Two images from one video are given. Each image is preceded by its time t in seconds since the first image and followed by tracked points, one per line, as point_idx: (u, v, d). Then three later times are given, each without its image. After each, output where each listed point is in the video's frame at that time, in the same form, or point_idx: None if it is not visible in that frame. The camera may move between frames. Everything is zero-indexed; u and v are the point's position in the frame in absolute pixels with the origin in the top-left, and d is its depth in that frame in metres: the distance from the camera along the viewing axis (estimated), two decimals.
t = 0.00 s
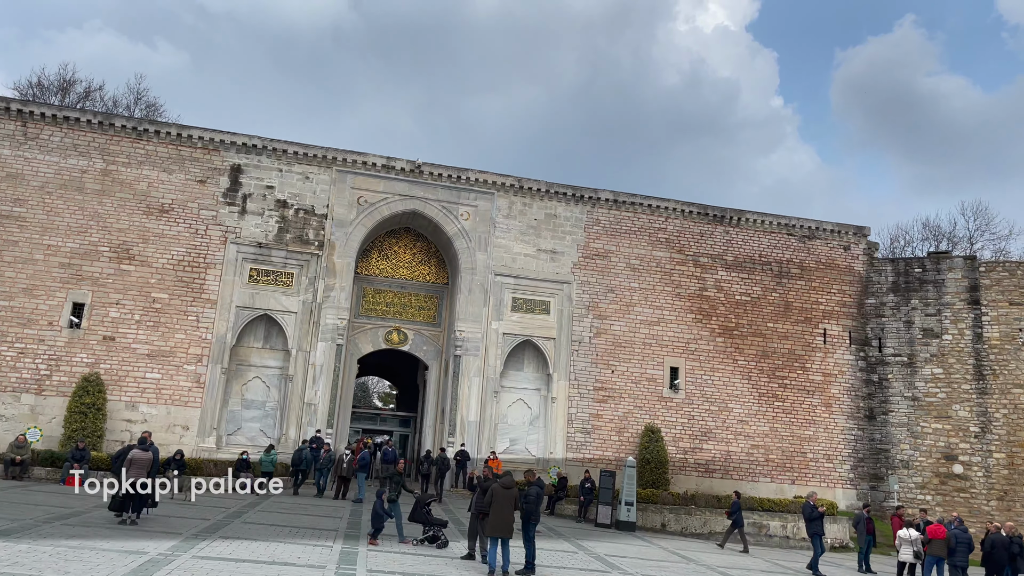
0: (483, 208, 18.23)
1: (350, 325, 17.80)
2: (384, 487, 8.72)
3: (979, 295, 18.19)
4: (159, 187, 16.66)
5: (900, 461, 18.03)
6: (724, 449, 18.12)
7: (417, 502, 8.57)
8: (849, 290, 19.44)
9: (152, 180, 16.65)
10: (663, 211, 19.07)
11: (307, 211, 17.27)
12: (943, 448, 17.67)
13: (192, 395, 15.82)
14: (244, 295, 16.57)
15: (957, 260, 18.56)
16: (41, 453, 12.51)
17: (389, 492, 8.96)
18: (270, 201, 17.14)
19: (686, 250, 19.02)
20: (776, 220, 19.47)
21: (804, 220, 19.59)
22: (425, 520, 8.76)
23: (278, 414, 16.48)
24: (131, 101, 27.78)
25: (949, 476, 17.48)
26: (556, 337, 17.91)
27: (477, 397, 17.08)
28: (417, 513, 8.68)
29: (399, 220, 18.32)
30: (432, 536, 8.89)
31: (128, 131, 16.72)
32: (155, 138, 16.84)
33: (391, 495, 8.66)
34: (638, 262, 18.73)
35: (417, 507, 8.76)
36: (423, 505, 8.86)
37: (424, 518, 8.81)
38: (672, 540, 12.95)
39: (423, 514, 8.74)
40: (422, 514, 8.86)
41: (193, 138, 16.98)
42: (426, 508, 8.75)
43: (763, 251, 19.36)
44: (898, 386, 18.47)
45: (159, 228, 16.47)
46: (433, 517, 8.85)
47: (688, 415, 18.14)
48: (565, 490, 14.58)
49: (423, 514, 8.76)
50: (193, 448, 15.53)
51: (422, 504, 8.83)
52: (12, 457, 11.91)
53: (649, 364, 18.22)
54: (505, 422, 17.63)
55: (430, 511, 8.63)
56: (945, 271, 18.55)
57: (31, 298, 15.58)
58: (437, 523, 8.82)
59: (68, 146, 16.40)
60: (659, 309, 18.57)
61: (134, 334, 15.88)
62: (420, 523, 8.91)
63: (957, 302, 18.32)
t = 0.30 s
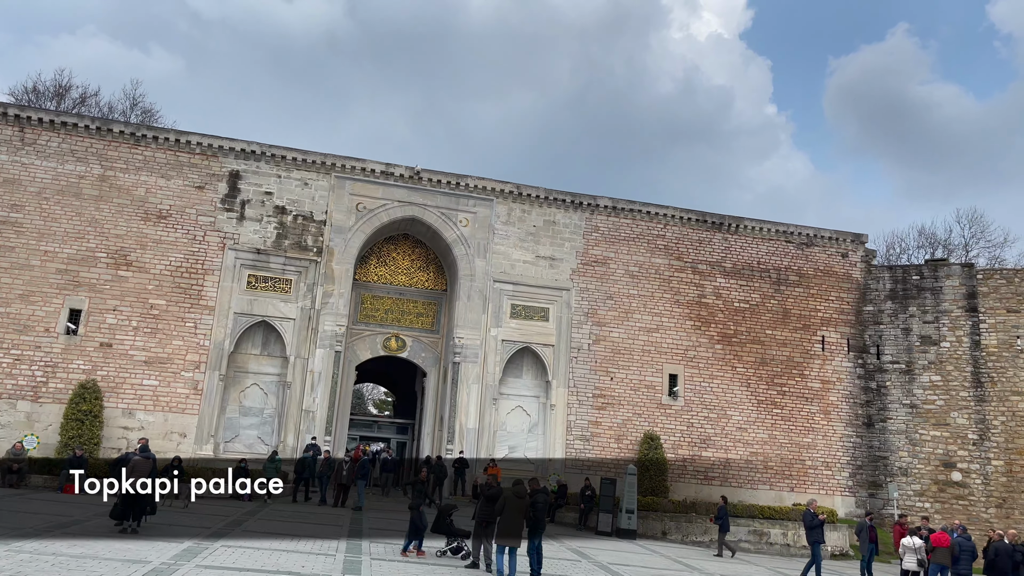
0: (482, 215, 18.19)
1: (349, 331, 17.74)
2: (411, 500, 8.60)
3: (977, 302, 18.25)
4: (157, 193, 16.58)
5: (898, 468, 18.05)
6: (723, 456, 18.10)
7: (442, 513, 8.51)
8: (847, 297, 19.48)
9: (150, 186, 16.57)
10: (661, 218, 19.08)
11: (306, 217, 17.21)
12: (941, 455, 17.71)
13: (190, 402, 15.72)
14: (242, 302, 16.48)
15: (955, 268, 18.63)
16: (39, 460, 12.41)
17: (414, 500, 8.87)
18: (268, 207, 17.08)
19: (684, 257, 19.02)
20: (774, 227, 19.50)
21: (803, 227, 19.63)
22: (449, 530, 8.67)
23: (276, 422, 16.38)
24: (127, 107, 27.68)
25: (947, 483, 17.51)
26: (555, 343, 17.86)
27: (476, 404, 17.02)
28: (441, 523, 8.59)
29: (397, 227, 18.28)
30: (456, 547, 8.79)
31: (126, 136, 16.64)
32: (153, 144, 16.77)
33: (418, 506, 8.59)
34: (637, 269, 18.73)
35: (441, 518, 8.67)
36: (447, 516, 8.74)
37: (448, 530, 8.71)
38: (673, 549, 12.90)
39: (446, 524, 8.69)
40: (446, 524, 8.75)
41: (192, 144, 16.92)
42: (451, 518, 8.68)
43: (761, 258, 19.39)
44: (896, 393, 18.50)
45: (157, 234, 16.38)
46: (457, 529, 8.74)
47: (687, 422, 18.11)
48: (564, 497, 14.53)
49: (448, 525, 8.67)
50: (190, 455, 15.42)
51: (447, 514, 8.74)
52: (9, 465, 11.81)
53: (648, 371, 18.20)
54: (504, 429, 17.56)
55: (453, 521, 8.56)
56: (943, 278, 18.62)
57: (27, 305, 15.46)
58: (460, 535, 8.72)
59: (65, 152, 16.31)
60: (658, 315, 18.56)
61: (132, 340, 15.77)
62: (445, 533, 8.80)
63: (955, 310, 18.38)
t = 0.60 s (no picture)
0: (479, 218, 18.17)
1: (346, 335, 17.68)
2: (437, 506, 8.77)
3: (973, 307, 18.31)
4: (154, 196, 16.50)
5: (895, 472, 18.09)
6: (721, 460, 18.09)
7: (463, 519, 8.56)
8: (844, 301, 19.53)
9: (146, 189, 16.49)
10: (659, 222, 19.10)
11: (303, 220, 17.16)
12: (938, 459, 17.76)
13: (186, 406, 15.63)
14: (239, 305, 16.40)
15: (951, 273, 18.71)
16: (35, 465, 12.33)
17: (434, 509, 8.98)
18: (266, 210, 17.01)
19: (682, 261, 19.04)
20: (771, 231, 19.55)
21: (800, 231, 19.67)
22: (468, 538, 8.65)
23: (273, 426, 16.30)
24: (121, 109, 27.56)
25: (944, 488, 17.56)
26: (553, 347, 17.84)
27: (474, 409, 16.97)
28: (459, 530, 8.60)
29: (395, 231, 18.23)
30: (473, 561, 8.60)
31: (123, 139, 16.56)
32: (149, 147, 16.69)
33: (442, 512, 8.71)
34: (635, 273, 18.73)
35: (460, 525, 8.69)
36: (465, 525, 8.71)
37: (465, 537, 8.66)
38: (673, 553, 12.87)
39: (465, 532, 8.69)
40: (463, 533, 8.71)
41: (189, 147, 16.85)
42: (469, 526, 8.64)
43: (759, 262, 19.42)
44: (893, 397, 18.55)
45: (154, 237, 16.30)
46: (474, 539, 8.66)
47: (685, 426, 18.11)
48: (564, 502, 14.50)
49: (466, 533, 8.65)
50: (186, 460, 15.32)
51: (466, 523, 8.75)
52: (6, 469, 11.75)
53: (646, 375, 18.19)
54: (502, 434, 17.51)
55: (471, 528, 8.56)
56: (939, 282, 18.70)
57: (22, 308, 15.35)
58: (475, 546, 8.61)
59: (61, 154, 16.22)
60: (656, 319, 18.56)
61: (128, 344, 15.67)
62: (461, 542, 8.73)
63: (952, 314, 18.44)
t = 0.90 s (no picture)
0: (477, 220, 18.15)
1: (343, 337, 17.63)
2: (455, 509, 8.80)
3: (970, 309, 18.38)
4: (150, 198, 16.44)
5: (892, 474, 18.12)
6: (719, 462, 18.10)
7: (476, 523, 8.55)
8: (841, 303, 19.56)
9: (143, 190, 16.42)
10: (657, 224, 19.11)
11: (301, 222, 17.11)
12: (935, 461, 17.82)
13: (183, 409, 15.57)
14: (236, 307, 16.35)
15: (948, 274, 18.78)
16: (32, 468, 12.26)
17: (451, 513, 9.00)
18: (263, 212, 16.96)
19: (680, 263, 19.05)
20: (769, 233, 19.58)
21: (797, 233, 19.71)
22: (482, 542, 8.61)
23: (270, 428, 16.25)
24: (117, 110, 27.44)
25: (941, 489, 17.61)
26: (551, 349, 17.82)
27: (472, 411, 16.95)
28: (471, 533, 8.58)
29: (393, 232, 18.20)
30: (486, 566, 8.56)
31: (120, 140, 16.49)
32: (146, 149, 16.63)
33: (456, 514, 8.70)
34: (633, 274, 18.73)
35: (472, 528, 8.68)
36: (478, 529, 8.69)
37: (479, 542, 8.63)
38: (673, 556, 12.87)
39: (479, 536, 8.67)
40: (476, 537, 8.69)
41: (186, 148, 16.79)
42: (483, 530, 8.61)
43: (756, 264, 19.44)
44: (891, 399, 18.59)
45: (151, 239, 16.24)
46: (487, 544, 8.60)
47: (683, 428, 18.11)
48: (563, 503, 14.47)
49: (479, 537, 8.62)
50: (183, 462, 15.26)
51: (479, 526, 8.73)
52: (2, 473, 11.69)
53: (644, 377, 18.20)
54: (500, 436, 17.48)
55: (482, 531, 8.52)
56: (936, 284, 18.76)
57: (18, 310, 15.28)
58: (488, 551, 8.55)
59: (58, 155, 16.14)
60: (654, 321, 18.57)
61: (125, 346, 15.61)
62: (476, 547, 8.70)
63: (949, 316, 18.50)
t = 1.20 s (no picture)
0: (477, 221, 18.12)
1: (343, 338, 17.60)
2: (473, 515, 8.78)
3: (970, 309, 18.36)
4: (150, 199, 16.40)
5: (893, 475, 18.10)
6: (719, 463, 18.07)
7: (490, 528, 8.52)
8: (842, 304, 19.55)
9: (143, 192, 16.39)
10: (657, 225, 19.09)
11: (300, 223, 17.08)
12: (936, 462, 17.80)
13: (183, 411, 15.53)
14: (236, 309, 16.32)
15: (948, 275, 18.76)
16: (30, 470, 12.21)
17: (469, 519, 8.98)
18: (262, 213, 16.93)
19: (680, 263, 19.03)
20: (769, 234, 19.56)
21: (797, 234, 19.69)
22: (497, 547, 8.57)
23: (270, 430, 16.21)
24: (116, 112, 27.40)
25: (942, 490, 17.60)
26: (551, 351, 17.79)
27: (472, 412, 16.91)
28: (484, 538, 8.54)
29: (392, 234, 18.17)
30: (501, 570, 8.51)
31: (119, 142, 16.46)
32: (146, 150, 16.59)
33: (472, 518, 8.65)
34: (633, 275, 18.70)
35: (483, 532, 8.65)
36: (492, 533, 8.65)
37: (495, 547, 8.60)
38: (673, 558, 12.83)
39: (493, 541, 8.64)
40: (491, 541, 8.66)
41: (185, 150, 16.76)
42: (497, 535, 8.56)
43: (757, 265, 19.42)
44: (891, 400, 18.57)
45: (150, 240, 16.20)
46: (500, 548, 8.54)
47: (683, 429, 18.08)
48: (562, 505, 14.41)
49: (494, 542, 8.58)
50: (183, 464, 15.22)
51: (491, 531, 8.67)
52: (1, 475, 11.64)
53: (644, 378, 18.17)
54: (501, 437, 17.45)
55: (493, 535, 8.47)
56: (936, 285, 18.74)
57: (17, 312, 15.24)
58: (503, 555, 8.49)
59: (57, 157, 16.11)
60: (654, 322, 18.54)
61: (124, 348, 15.57)
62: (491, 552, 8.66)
63: (949, 316, 18.49)
